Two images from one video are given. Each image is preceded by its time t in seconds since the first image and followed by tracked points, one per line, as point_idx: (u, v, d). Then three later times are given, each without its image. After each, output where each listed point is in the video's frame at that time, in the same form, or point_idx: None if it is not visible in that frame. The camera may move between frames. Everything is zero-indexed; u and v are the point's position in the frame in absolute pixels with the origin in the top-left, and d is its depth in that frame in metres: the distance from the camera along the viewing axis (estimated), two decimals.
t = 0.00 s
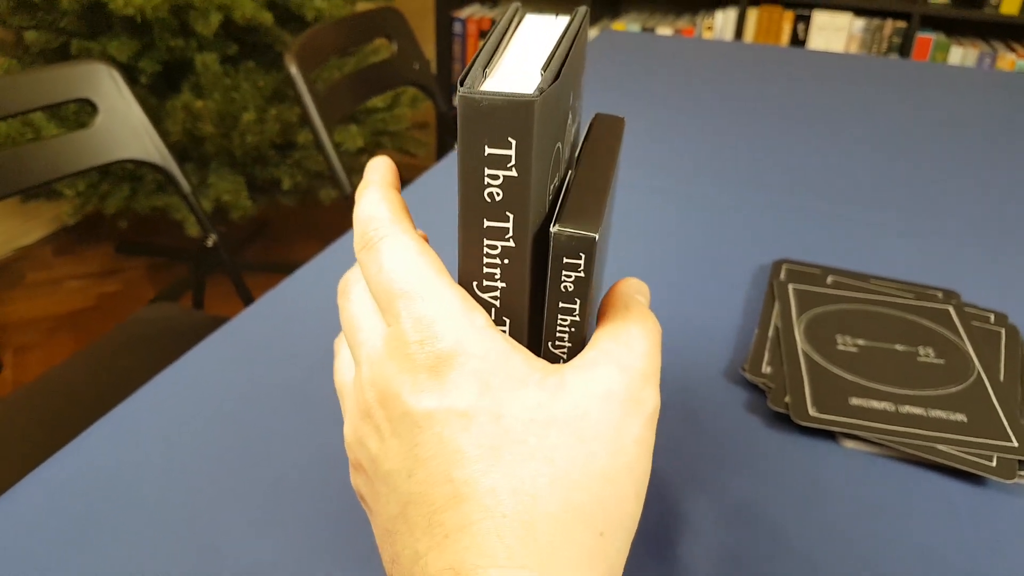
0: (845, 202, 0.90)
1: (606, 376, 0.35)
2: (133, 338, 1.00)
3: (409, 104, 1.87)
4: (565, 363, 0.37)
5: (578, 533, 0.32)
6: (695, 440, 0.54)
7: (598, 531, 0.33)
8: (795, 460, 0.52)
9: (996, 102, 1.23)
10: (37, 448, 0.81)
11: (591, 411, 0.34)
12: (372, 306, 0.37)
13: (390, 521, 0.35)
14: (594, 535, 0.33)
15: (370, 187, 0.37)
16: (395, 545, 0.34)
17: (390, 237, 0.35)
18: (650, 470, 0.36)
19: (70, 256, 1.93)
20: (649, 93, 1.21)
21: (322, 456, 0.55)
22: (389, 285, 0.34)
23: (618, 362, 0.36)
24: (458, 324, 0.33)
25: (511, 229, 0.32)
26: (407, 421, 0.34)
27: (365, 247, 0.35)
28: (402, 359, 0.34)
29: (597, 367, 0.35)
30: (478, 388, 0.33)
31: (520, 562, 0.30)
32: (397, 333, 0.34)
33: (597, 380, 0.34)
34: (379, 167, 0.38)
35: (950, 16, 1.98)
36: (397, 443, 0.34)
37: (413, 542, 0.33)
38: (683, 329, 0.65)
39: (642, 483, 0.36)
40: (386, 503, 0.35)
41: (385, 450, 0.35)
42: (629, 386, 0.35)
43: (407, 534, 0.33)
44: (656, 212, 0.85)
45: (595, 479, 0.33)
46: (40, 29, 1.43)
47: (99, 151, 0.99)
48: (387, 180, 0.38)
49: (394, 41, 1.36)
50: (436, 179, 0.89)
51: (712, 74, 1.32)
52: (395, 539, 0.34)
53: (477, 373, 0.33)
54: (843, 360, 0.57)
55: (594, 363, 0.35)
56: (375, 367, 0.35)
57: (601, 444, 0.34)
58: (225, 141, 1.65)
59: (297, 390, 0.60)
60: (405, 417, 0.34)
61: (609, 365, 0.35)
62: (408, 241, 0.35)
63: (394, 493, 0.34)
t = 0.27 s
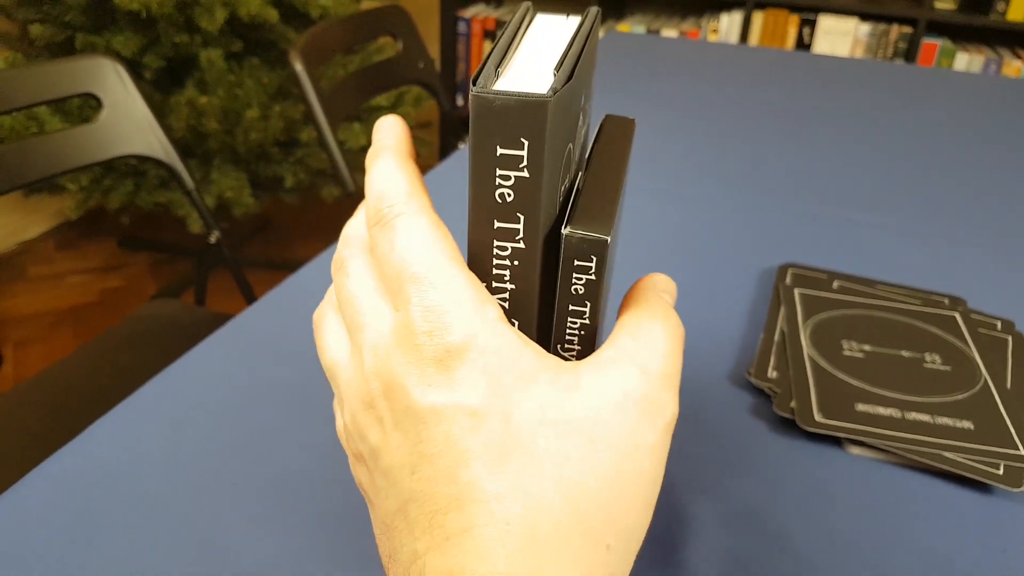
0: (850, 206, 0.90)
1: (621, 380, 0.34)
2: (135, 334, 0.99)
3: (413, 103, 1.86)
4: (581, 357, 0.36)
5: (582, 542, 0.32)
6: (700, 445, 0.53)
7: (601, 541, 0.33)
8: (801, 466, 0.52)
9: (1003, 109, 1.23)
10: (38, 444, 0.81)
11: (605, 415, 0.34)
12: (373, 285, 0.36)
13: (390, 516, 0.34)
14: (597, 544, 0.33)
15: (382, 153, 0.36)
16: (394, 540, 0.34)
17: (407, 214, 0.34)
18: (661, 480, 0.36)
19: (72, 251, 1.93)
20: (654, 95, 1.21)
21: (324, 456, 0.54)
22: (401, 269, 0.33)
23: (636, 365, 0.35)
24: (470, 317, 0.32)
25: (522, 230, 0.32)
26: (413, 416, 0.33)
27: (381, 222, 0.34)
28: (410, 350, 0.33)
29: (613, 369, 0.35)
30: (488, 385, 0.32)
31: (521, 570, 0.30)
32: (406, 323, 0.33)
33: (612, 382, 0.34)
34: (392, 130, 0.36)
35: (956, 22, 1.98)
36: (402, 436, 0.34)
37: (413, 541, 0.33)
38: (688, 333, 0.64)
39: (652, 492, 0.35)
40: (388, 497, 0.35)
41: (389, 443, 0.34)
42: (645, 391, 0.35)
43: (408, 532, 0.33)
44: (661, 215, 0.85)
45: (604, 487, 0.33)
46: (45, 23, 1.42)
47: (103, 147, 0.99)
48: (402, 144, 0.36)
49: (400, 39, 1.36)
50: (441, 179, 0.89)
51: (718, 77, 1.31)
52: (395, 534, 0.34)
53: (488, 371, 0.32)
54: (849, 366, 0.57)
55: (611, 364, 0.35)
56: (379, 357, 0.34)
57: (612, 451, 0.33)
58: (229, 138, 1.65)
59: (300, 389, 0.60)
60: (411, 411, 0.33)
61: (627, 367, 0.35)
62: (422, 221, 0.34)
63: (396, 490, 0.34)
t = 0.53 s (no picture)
0: (850, 205, 0.90)
1: (624, 383, 0.34)
2: (136, 334, 0.99)
3: (413, 103, 1.86)
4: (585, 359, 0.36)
5: (581, 546, 0.32)
6: (699, 443, 0.54)
7: (601, 545, 0.33)
8: (800, 464, 0.52)
9: (1003, 107, 1.23)
10: (40, 444, 0.81)
11: (606, 419, 0.33)
12: (361, 288, 0.35)
13: (390, 518, 0.35)
14: (597, 548, 0.33)
15: (379, 144, 0.35)
16: (393, 541, 0.35)
17: (403, 210, 0.33)
18: (664, 482, 0.36)
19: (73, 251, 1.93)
20: (654, 94, 1.21)
21: (324, 455, 0.54)
22: (398, 267, 0.33)
23: (639, 368, 0.35)
24: (469, 321, 0.32)
25: (520, 229, 0.32)
26: (413, 422, 0.33)
27: (377, 220, 0.33)
28: (408, 353, 0.33)
29: (616, 372, 0.34)
30: (487, 390, 0.32)
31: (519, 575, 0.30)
32: (404, 327, 0.32)
33: (615, 385, 0.34)
34: (385, 117, 0.35)
35: (956, 21, 1.98)
36: (401, 440, 0.34)
37: (412, 545, 0.33)
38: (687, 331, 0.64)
39: (654, 495, 0.35)
40: (388, 500, 0.35)
41: (389, 447, 0.34)
42: (649, 394, 0.34)
43: (407, 536, 0.34)
44: (661, 214, 0.85)
45: (603, 492, 0.33)
46: (45, 24, 1.42)
47: (103, 147, 0.99)
48: (396, 135, 0.35)
49: (400, 39, 1.36)
50: (442, 178, 0.89)
51: (717, 77, 1.31)
52: (394, 535, 0.35)
53: (487, 376, 0.32)
54: (848, 364, 0.57)
55: (615, 367, 0.35)
56: (378, 361, 0.34)
57: (613, 456, 0.33)
58: (229, 138, 1.65)
59: (301, 388, 0.60)
60: (411, 415, 0.33)
61: (631, 369, 0.35)
62: (417, 219, 0.33)
63: (395, 492, 0.34)
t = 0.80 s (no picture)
0: (848, 206, 0.90)
1: (620, 377, 0.34)
2: (135, 337, 1.00)
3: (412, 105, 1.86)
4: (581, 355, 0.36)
5: (580, 537, 0.32)
6: (698, 444, 0.54)
7: (600, 536, 0.33)
8: (798, 465, 0.52)
9: (1000, 108, 1.23)
10: (39, 447, 0.81)
11: (603, 413, 0.33)
12: (364, 291, 0.35)
13: (393, 513, 0.35)
14: (596, 540, 0.33)
15: (372, 156, 0.34)
16: (396, 535, 0.35)
17: (401, 217, 0.33)
18: (661, 474, 0.36)
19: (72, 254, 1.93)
20: (652, 96, 1.21)
21: (324, 457, 0.55)
22: (397, 270, 0.33)
23: (635, 362, 0.35)
24: (468, 318, 0.32)
25: (517, 232, 0.32)
26: (414, 417, 0.33)
27: (375, 228, 0.33)
28: (410, 351, 0.33)
29: (613, 365, 0.34)
30: (487, 385, 0.32)
31: (520, 565, 0.31)
32: (405, 326, 0.33)
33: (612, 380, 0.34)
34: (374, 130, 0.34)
35: (953, 21, 1.98)
36: (404, 436, 0.34)
37: (415, 538, 0.33)
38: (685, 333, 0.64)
39: (651, 487, 0.36)
40: (391, 495, 0.35)
41: (392, 443, 0.35)
42: (645, 387, 0.34)
43: (410, 529, 0.34)
44: (659, 215, 0.85)
45: (600, 484, 0.33)
46: (44, 27, 1.42)
47: (102, 150, 0.99)
48: (387, 146, 0.35)
49: (398, 41, 1.36)
50: (440, 180, 0.89)
51: (715, 78, 1.32)
52: (397, 530, 0.35)
53: (487, 371, 0.32)
54: (846, 365, 0.57)
55: (611, 362, 0.35)
56: (380, 359, 0.34)
57: (610, 448, 0.33)
58: (228, 141, 1.65)
59: (300, 391, 0.60)
60: (413, 412, 0.33)
61: (627, 364, 0.35)
62: (415, 224, 0.33)
63: (398, 487, 0.35)
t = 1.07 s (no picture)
0: (847, 206, 0.90)
1: (621, 359, 0.34)
2: (134, 339, 0.99)
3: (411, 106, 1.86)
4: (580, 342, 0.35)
5: (586, 517, 0.32)
6: (696, 445, 0.54)
7: (607, 513, 0.33)
8: (797, 466, 0.52)
9: (999, 108, 1.23)
10: (37, 449, 0.81)
11: (606, 395, 0.33)
12: (368, 284, 0.35)
13: (401, 500, 0.36)
14: (603, 519, 0.33)
15: (369, 155, 0.34)
16: (405, 521, 0.35)
17: (398, 211, 0.33)
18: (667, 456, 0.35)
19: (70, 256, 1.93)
20: (651, 97, 1.21)
21: (323, 458, 0.54)
22: (398, 262, 0.32)
23: (636, 345, 0.34)
24: (469, 303, 0.32)
25: (514, 234, 0.32)
26: (417, 404, 0.33)
27: (374, 223, 0.33)
28: (412, 339, 0.33)
29: (614, 348, 0.34)
30: (489, 369, 0.32)
31: (526, 545, 0.31)
32: (407, 315, 0.33)
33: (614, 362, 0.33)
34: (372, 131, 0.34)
35: (952, 22, 1.98)
36: (408, 423, 0.34)
37: (423, 522, 0.34)
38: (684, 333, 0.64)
39: (658, 466, 0.35)
40: (400, 482, 0.36)
41: (397, 431, 0.35)
42: (647, 368, 0.34)
43: (417, 515, 0.34)
44: (658, 216, 0.85)
45: (606, 464, 0.33)
46: (43, 29, 1.42)
47: (100, 152, 0.99)
48: (384, 144, 0.34)
49: (397, 42, 1.36)
50: (438, 182, 0.89)
51: (714, 79, 1.32)
52: (405, 516, 0.35)
53: (488, 357, 0.32)
54: (844, 365, 0.57)
55: (613, 345, 0.34)
56: (383, 349, 0.34)
57: (614, 428, 0.33)
58: (227, 142, 1.65)
59: (298, 392, 0.60)
60: (417, 400, 0.33)
61: (629, 347, 0.34)
62: (412, 218, 0.33)
63: (404, 474, 0.35)
